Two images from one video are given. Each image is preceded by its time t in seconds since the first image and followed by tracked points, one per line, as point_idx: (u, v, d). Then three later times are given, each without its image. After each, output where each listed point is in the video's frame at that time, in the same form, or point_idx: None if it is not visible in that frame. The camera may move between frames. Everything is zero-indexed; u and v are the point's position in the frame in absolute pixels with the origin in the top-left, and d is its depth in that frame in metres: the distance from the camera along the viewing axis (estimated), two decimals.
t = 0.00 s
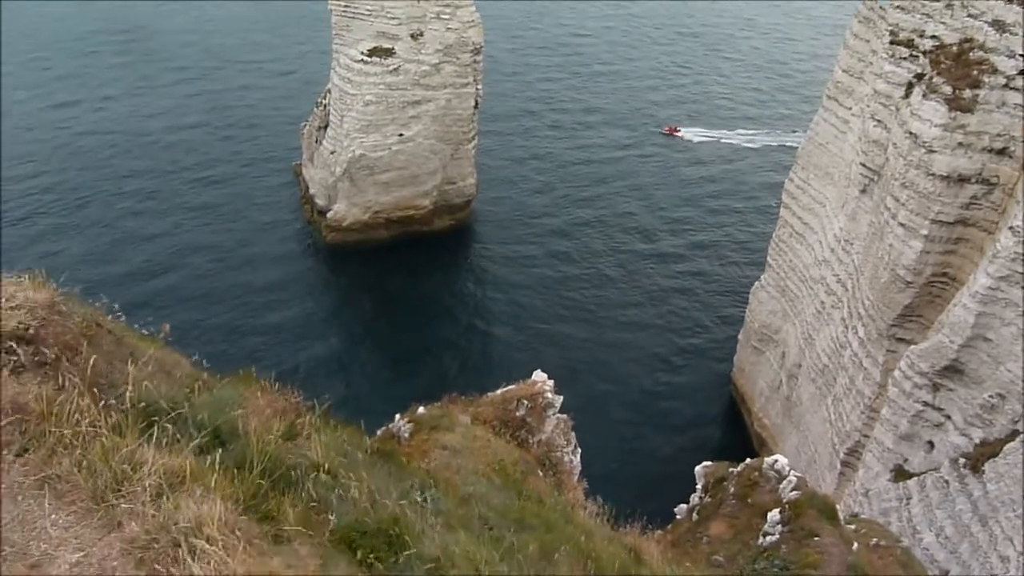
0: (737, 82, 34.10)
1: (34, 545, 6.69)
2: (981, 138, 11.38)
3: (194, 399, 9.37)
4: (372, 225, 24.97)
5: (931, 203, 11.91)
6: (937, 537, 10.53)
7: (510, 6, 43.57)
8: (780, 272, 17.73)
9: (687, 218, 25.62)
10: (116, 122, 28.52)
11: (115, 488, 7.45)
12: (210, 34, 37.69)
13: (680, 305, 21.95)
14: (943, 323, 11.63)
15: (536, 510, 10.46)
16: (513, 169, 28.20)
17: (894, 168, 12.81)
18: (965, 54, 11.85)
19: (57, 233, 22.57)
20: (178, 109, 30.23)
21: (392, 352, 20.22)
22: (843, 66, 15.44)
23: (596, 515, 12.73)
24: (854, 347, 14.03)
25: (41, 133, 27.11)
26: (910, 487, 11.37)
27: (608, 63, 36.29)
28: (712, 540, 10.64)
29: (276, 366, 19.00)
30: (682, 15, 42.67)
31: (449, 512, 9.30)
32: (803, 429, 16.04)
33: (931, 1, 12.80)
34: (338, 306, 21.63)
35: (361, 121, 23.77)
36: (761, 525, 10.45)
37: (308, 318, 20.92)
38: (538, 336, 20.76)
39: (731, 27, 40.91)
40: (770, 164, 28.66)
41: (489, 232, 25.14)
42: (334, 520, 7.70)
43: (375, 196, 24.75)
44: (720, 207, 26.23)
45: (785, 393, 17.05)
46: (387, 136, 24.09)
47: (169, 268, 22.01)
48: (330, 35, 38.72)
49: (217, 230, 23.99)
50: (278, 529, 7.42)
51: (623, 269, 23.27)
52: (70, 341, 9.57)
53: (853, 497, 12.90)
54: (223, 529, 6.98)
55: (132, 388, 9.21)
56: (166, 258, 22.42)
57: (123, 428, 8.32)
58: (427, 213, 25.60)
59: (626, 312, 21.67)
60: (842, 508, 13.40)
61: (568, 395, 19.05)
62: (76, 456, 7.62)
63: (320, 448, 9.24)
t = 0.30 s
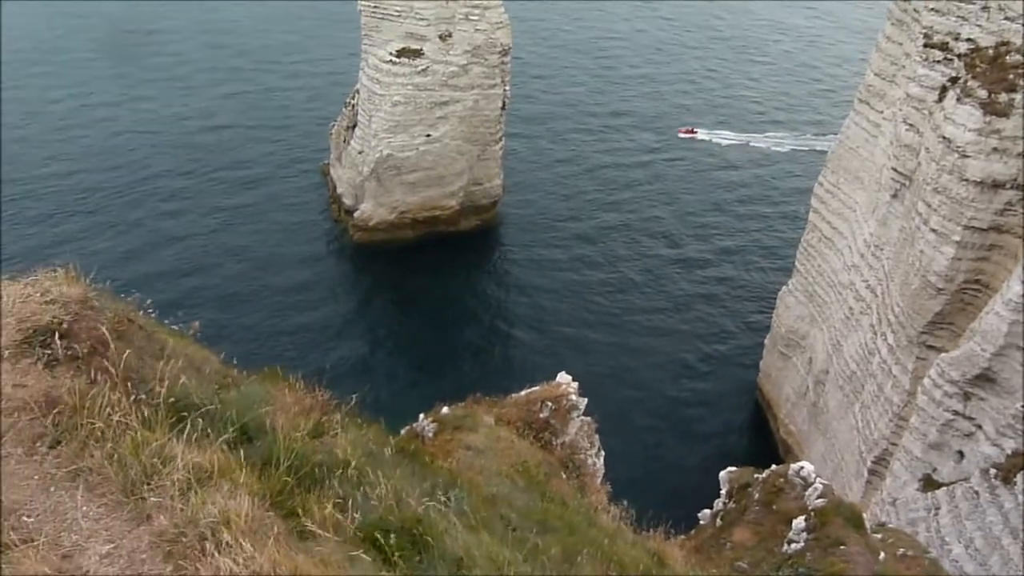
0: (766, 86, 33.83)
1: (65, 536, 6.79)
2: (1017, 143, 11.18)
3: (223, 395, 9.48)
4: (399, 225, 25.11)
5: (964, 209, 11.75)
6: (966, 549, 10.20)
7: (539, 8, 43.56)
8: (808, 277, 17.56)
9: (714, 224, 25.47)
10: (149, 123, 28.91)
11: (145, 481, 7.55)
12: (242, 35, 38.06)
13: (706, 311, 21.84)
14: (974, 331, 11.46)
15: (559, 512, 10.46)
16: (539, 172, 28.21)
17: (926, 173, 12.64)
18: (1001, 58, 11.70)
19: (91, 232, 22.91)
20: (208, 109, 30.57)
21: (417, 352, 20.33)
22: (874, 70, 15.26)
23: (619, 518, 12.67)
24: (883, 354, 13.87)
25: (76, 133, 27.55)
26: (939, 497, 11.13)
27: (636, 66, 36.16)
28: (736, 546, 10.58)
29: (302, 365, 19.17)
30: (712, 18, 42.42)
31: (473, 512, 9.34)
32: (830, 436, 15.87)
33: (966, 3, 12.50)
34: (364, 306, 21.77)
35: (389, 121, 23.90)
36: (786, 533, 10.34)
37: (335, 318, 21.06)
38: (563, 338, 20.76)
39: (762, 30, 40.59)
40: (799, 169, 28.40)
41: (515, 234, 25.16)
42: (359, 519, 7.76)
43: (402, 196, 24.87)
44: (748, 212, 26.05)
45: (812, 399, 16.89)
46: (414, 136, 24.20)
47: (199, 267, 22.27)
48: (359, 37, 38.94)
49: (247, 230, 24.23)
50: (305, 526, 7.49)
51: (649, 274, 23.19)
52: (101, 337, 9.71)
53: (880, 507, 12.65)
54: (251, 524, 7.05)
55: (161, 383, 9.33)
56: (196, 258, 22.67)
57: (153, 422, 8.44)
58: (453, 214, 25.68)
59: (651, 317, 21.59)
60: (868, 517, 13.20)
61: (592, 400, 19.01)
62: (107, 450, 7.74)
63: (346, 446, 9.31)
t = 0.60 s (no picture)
0: (804, 92, 33.48)
1: (102, 523, 6.92)
2: None
3: (256, 389, 9.62)
4: (431, 224, 25.22)
5: (1004, 218, 11.55)
6: (1000, 565, 9.66)
7: (575, 11, 43.49)
8: (842, 284, 17.35)
9: (748, 231, 25.25)
10: (189, 122, 29.38)
11: (180, 472, 7.69)
12: (281, 35, 38.50)
13: (739, 317, 21.70)
14: (1013, 342, 11.32)
15: (585, 515, 10.46)
16: (572, 175, 28.18)
17: (966, 181, 12.44)
18: None
19: (131, 228, 23.38)
20: (246, 108, 30.98)
21: (448, 351, 20.46)
22: (914, 76, 15.05)
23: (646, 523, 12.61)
24: (917, 364, 13.68)
25: (118, 130, 28.07)
26: (973, 511, 10.80)
27: (672, 71, 35.97)
28: (763, 554, 10.52)
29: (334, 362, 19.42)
30: (749, 23, 42.06)
31: (501, 512, 9.39)
32: (861, 446, 15.66)
33: (1011, 8, 12.25)
34: (395, 304, 21.95)
35: (423, 121, 24.04)
36: (815, 542, 10.24)
37: (366, 316, 21.27)
38: (593, 342, 20.75)
39: (800, 36, 40.16)
40: (836, 176, 28.07)
41: (546, 236, 25.16)
42: (386, 515, 7.84)
43: (434, 196, 25.00)
44: (782, 220, 25.80)
45: (843, 408, 16.69)
46: (447, 136, 24.32)
47: (234, 263, 22.62)
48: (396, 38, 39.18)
49: (281, 228, 24.51)
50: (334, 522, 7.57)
51: (681, 279, 23.08)
52: (139, 329, 9.91)
53: (911, 520, 12.42)
54: (282, 518, 7.16)
55: (196, 377, 9.48)
56: (232, 256, 22.98)
57: (188, 415, 8.60)
58: (485, 215, 25.73)
59: (683, 323, 21.47)
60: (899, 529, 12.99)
61: (621, 405, 18.95)
62: (143, 441, 7.90)
63: (376, 442, 9.39)
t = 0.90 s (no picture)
0: (834, 95, 33.14)
1: (128, 514, 7.01)
2: None
3: (281, 384, 9.70)
4: (455, 223, 25.25)
5: None
6: None
7: (605, 12, 43.34)
8: (870, 289, 17.15)
9: (774, 235, 25.03)
10: (220, 118, 29.72)
11: (204, 464, 7.76)
12: (311, 33, 38.74)
13: (765, 321, 21.58)
14: None
15: (606, 516, 10.43)
16: (598, 176, 28.12)
17: (998, 187, 12.23)
18: None
19: (161, 223, 23.72)
20: (274, 106, 31.20)
21: (471, 350, 20.53)
22: (947, 79, 14.82)
23: (667, 525, 12.54)
24: (944, 372, 13.49)
25: (148, 128, 28.39)
26: (1000, 522, 10.60)
27: (701, 73, 35.74)
28: (784, 560, 10.44)
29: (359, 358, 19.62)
30: (778, 25, 41.66)
31: (522, 511, 9.39)
32: (886, 453, 15.48)
33: None
34: (419, 302, 22.06)
35: (450, 119, 24.09)
36: (837, 549, 10.11)
37: (390, 313, 21.41)
38: (617, 343, 20.73)
39: (832, 38, 39.76)
40: (866, 180, 27.80)
41: (571, 237, 25.11)
42: (408, 512, 7.86)
43: (460, 194, 25.03)
44: (810, 225, 25.55)
45: (868, 415, 16.51)
46: (474, 135, 24.33)
47: (262, 259, 22.85)
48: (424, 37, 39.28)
49: (307, 226, 24.66)
50: (356, 518, 7.60)
51: (707, 281, 22.98)
52: (167, 322, 10.02)
53: (935, 529, 12.33)
54: (304, 512, 7.20)
55: (222, 370, 9.57)
56: (259, 253, 23.17)
57: (214, 408, 8.68)
58: (510, 214, 25.69)
59: (707, 327, 21.34)
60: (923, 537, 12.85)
61: (644, 408, 18.90)
62: (170, 433, 7.99)
63: (399, 439, 9.42)
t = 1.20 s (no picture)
0: (871, 102, 32.74)
1: (157, 503, 7.20)
2: None
3: (310, 380, 9.78)
4: (484, 224, 25.32)
5: None
6: None
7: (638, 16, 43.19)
8: (902, 300, 16.90)
9: (807, 243, 24.72)
10: (254, 118, 30.10)
11: (234, 457, 7.85)
12: (345, 33, 39.04)
13: (795, 328, 21.39)
14: None
15: (629, 521, 10.40)
16: (628, 180, 28.04)
17: None
18: None
19: (195, 220, 24.07)
20: (307, 107, 31.47)
21: (498, 351, 20.57)
22: (987, 87, 14.55)
23: (690, 533, 12.45)
24: (978, 386, 13.26)
25: (185, 127, 28.80)
26: None
27: (735, 79, 35.49)
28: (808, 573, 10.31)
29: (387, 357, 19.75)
30: (814, 31, 41.22)
31: (545, 514, 9.39)
32: (915, 467, 15.25)
33: None
34: (447, 302, 22.16)
35: (480, 121, 24.15)
36: (864, 564, 10.01)
37: (418, 312, 21.53)
38: (644, 347, 20.65)
39: (869, 45, 39.29)
40: (902, 188, 27.44)
41: (599, 240, 25.04)
42: (433, 511, 7.90)
43: (489, 196, 25.08)
44: (843, 233, 25.21)
45: (898, 427, 16.27)
46: (504, 137, 24.36)
47: (292, 256, 23.10)
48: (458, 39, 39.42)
49: (338, 225, 24.82)
50: (381, 515, 7.64)
51: (736, 287, 22.82)
52: (200, 316, 10.14)
53: (966, 546, 12.01)
54: (331, 507, 7.26)
55: (253, 365, 9.69)
56: (290, 250, 23.34)
57: (243, 402, 8.77)
58: (538, 216, 25.67)
59: (737, 334, 21.16)
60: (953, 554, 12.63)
61: (670, 413, 18.82)
62: (200, 426, 8.08)
63: (425, 439, 9.45)
